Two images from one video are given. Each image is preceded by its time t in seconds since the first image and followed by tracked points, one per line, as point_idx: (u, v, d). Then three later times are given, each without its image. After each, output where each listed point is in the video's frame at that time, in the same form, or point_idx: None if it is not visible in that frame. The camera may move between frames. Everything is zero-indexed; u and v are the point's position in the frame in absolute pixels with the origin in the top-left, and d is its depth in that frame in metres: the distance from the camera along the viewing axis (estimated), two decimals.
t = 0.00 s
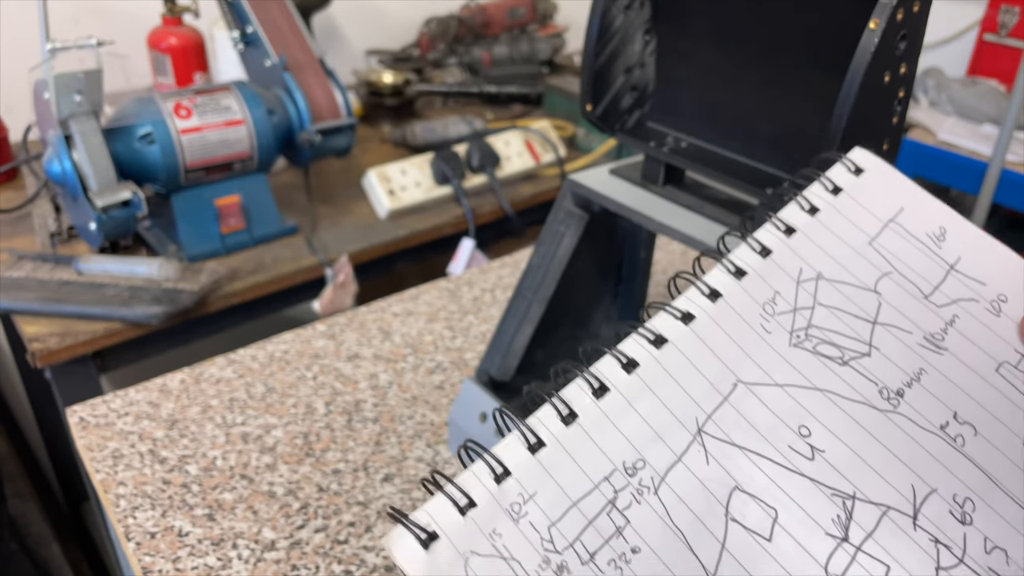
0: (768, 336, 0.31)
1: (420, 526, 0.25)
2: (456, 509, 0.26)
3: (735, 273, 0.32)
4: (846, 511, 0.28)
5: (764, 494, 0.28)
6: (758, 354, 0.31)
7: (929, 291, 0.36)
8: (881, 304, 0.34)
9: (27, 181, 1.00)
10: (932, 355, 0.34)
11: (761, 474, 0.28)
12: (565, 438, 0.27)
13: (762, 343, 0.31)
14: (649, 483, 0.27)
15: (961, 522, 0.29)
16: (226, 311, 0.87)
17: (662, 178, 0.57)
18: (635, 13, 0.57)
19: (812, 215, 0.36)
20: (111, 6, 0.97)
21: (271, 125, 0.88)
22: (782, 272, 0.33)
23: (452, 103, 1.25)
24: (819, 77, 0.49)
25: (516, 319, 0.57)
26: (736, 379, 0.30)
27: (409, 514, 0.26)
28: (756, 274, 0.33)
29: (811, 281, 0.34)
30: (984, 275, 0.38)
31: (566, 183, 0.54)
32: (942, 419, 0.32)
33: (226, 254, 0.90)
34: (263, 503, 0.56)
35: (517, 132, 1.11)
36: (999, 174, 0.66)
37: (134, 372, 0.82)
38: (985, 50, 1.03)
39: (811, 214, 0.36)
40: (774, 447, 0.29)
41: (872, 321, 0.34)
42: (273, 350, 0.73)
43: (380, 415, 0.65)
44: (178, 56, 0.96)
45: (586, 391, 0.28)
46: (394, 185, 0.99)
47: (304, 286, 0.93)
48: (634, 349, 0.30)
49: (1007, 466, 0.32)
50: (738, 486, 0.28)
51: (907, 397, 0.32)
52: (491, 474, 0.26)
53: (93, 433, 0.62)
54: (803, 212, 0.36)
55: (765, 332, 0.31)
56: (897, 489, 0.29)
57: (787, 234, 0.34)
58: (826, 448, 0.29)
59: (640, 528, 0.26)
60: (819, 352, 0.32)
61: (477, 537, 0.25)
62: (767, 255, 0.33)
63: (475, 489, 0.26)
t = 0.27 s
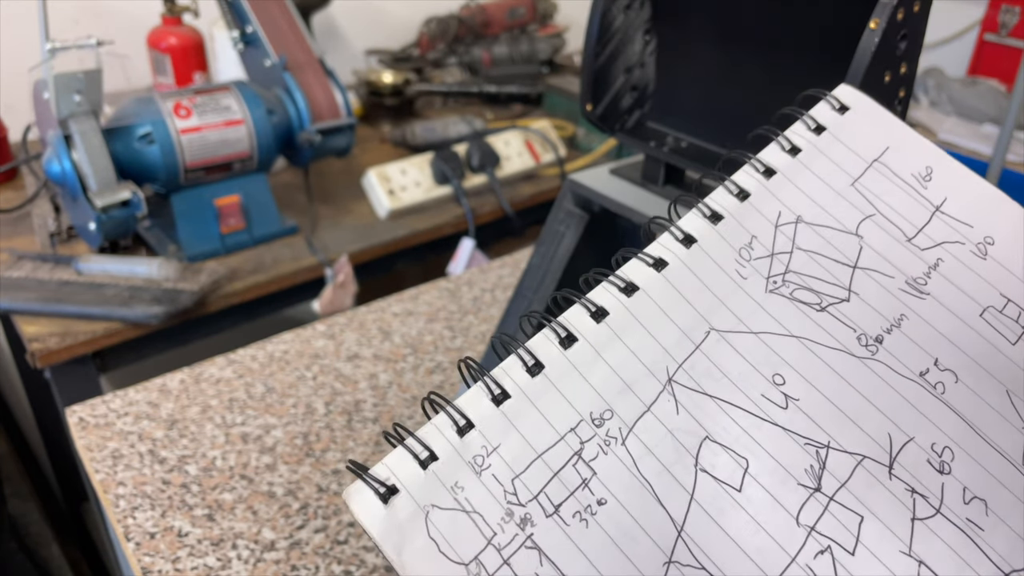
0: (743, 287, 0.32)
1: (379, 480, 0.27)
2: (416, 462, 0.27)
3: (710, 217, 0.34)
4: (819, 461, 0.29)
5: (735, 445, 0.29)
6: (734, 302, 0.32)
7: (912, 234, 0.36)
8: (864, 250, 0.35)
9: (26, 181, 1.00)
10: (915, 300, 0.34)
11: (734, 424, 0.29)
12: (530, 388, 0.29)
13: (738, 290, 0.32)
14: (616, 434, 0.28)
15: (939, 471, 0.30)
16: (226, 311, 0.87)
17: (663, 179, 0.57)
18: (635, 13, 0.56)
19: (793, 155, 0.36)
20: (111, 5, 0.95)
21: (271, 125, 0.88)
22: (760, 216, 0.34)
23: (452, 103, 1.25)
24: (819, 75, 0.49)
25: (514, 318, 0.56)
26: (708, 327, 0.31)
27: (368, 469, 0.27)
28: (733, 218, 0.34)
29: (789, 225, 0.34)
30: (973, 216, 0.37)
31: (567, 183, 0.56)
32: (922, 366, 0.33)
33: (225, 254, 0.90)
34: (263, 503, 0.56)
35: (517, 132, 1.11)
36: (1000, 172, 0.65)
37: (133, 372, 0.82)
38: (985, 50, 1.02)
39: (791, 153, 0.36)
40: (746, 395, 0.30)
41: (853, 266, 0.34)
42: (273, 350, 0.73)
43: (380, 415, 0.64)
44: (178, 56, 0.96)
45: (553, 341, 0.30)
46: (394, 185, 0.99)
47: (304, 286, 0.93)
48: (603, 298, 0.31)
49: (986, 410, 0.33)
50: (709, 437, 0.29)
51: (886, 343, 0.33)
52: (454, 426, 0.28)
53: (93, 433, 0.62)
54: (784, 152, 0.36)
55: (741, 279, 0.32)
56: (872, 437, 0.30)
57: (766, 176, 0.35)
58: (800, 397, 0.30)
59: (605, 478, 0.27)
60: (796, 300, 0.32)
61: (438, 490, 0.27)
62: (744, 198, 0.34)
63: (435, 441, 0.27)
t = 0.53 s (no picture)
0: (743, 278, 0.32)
1: (381, 463, 0.27)
2: (418, 447, 0.27)
3: (712, 210, 0.34)
4: (817, 452, 0.29)
5: (732, 435, 0.29)
6: (734, 294, 0.32)
7: (913, 228, 0.36)
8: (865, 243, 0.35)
9: (26, 181, 1.00)
10: (916, 293, 0.34)
11: (731, 415, 0.29)
12: (530, 376, 0.29)
13: (738, 282, 0.32)
14: (614, 422, 0.28)
15: (936, 463, 0.31)
16: (226, 311, 0.87)
17: (663, 179, 0.57)
18: (635, 13, 0.56)
19: (796, 149, 0.36)
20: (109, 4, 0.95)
21: (271, 125, 0.88)
22: (762, 209, 0.34)
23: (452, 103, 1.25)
24: (819, 76, 0.49)
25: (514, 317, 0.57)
26: (708, 318, 0.31)
27: (371, 452, 0.27)
28: (734, 211, 0.34)
29: (791, 219, 0.34)
30: (974, 211, 0.37)
31: (567, 183, 0.56)
32: (921, 359, 0.33)
33: (226, 254, 0.90)
34: (263, 504, 0.56)
35: (517, 132, 1.11)
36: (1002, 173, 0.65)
37: (133, 372, 0.81)
38: (985, 50, 1.03)
39: (794, 148, 0.36)
40: (745, 386, 0.30)
41: (854, 260, 0.34)
42: (273, 350, 0.73)
43: (380, 415, 0.64)
44: (178, 56, 0.96)
45: (553, 330, 0.30)
46: (394, 185, 0.99)
47: (305, 286, 0.93)
48: (604, 289, 0.31)
49: (984, 404, 0.33)
50: (706, 427, 0.29)
51: (885, 336, 0.33)
52: (455, 412, 0.28)
53: (93, 433, 0.62)
54: (786, 147, 0.36)
55: (742, 272, 0.32)
56: (870, 429, 0.30)
57: (769, 170, 0.35)
58: (798, 389, 0.30)
59: (603, 466, 0.27)
60: (797, 292, 0.32)
61: (440, 474, 0.27)
62: (746, 191, 0.34)
63: (436, 427, 0.28)
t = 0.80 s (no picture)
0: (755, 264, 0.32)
1: (390, 440, 0.27)
2: (427, 424, 0.27)
3: (725, 196, 0.33)
4: (828, 438, 0.29)
5: (743, 420, 0.29)
6: (747, 280, 0.32)
7: (926, 219, 0.36)
8: (877, 232, 0.35)
9: (26, 181, 1.00)
10: (928, 284, 0.34)
11: (743, 400, 0.29)
12: (541, 357, 0.29)
13: (751, 269, 0.32)
14: (625, 405, 0.28)
15: (947, 452, 0.31)
16: (226, 311, 0.87)
17: (663, 179, 0.57)
18: (635, 13, 0.56)
19: (810, 137, 0.36)
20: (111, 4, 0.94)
21: (271, 125, 0.88)
22: (776, 196, 0.34)
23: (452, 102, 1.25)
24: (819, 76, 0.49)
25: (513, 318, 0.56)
26: (720, 304, 0.31)
27: (379, 428, 0.27)
28: (747, 198, 0.34)
29: (805, 206, 0.34)
30: (985, 206, 0.37)
31: (567, 183, 0.56)
32: (933, 348, 0.33)
33: (225, 254, 0.90)
34: (263, 504, 0.56)
35: (517, 132, 1.11)
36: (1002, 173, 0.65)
37: (134, 372, 0.82)
38: (985, 50, 1.03)
39: (808, 136, 0.36)
40: (756, 372, 0.30)
41: (867, 249, 0.34)
42: (273, 350, 0.73)
43: (379, 415, 0.64)
44: (178, 56, 0.96)
45: (565, 312, 0.30)
46: (394, 185, 0.99)
47: (304, 286, 0.93)
48: (615, 272, 0.31)
49: (996, 394, 0.33)
50: (717, 411, 0.29)
51: (898, 325, 0.33)
52: (464, 391, 0.28)
53: (93, 433, 0.62)
54: (800, 135, 0.36)
55: (755, 258, 0.32)
56: (882, 417, 0.30)
57: (783, 157, 0.35)
58: (810, 375, 0.30)
59: (613, 447, 0.27)
60: (810, 279, 0.32)
61: (449, 452, 0.27)
62: (760, 178, 0.34)
63: (445, 405, 0.27)
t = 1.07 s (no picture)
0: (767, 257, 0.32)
1: (398, 428, 0.27)
2: (435, 413, 0.27)
3: (739, 187, 0.34)
4: (839, 432, 0.29)
5: (753, 412, 0.29)
6: (759, 272, 0.32)
7: (944, 211, 0.35)
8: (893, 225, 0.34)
9: (26, 181, 1.00)
10: (944, 277, 0.34)
11: (753, 393, 0.29)
12: (551, 347, 0.29)
13: (764, 260, 0.32)
14: (635, 396, 0.28)
15: (960, 448, 0.30)
16: (226, 311, 0.87)
17: (663, 179, 0.57)
18: (635, 13, 0.56)
19: (826, 128, 0.36)
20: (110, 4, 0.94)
21: (271, 125, 0.88)
22: (791, 188, 0.34)
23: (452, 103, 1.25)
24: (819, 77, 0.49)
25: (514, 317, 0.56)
26: (732, 296, 0.31)
27: (388, 417, 0.27)
28: (760, 188, 0.34)
29: (819, 198, 0.34)
30: (1006, 197, 0.37)
31: (566, 183, 0.56)
32: (948, 343, 0.32)
33: (226, 254, 0.90)
34: (263, 504, 0.56)
35: (517, 132, 1.11)
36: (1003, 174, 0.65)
37: (134, 372, 0.82)
38: (985, 50, 1.03)
39: (824, 126, 0.36)
40: (768, 364, 0.30)
41: (882, 241, 0.34)
42: (273, 350, 0.73)
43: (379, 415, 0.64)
44: (178, 56, 0.96)
45: (576, 302, 0.30)
46: (394, 185, 0.99)
47: (304, 286, 0.93)
48: (628, 263, 0.31)
49: (1014, 391, 0.32)
50: (727, 403, 0.29)
51: (912, 319, 0.32)
52: (473, 379, 0.28)
53: (93, 433, 0.62)
54: (816, 125, 0.36)
55: (767, 249, 0.32)
56: (894, 412, 0.30)
57: (797, 148, 0.35)
58: (822, 367, 0.30)
59: (622, 438, 0.28)
60: (822, 272, 0.32)
61: (457, 442, 0.27)
62: (773, 168, 0.35)
63: (453, 394, 0.28)
